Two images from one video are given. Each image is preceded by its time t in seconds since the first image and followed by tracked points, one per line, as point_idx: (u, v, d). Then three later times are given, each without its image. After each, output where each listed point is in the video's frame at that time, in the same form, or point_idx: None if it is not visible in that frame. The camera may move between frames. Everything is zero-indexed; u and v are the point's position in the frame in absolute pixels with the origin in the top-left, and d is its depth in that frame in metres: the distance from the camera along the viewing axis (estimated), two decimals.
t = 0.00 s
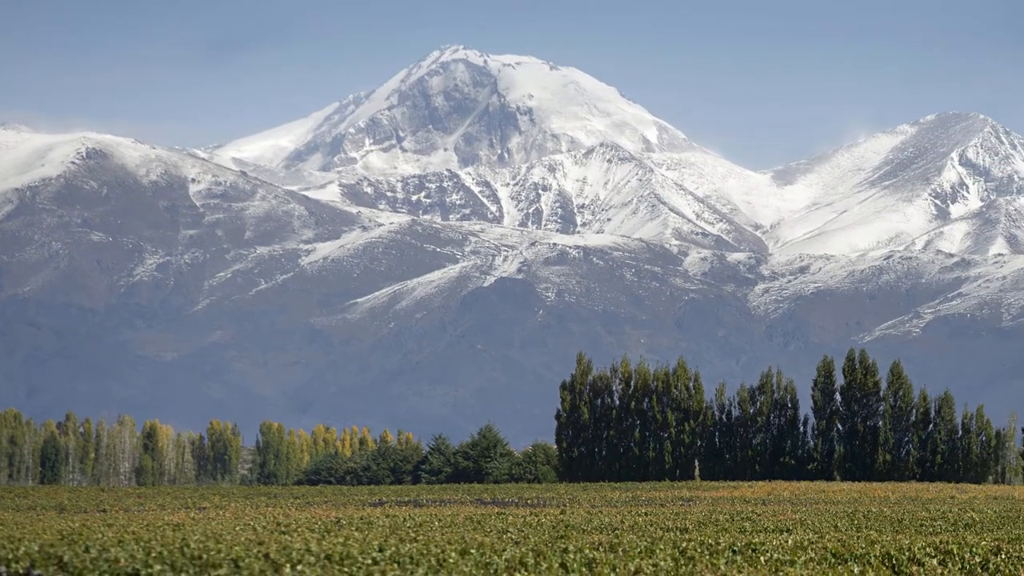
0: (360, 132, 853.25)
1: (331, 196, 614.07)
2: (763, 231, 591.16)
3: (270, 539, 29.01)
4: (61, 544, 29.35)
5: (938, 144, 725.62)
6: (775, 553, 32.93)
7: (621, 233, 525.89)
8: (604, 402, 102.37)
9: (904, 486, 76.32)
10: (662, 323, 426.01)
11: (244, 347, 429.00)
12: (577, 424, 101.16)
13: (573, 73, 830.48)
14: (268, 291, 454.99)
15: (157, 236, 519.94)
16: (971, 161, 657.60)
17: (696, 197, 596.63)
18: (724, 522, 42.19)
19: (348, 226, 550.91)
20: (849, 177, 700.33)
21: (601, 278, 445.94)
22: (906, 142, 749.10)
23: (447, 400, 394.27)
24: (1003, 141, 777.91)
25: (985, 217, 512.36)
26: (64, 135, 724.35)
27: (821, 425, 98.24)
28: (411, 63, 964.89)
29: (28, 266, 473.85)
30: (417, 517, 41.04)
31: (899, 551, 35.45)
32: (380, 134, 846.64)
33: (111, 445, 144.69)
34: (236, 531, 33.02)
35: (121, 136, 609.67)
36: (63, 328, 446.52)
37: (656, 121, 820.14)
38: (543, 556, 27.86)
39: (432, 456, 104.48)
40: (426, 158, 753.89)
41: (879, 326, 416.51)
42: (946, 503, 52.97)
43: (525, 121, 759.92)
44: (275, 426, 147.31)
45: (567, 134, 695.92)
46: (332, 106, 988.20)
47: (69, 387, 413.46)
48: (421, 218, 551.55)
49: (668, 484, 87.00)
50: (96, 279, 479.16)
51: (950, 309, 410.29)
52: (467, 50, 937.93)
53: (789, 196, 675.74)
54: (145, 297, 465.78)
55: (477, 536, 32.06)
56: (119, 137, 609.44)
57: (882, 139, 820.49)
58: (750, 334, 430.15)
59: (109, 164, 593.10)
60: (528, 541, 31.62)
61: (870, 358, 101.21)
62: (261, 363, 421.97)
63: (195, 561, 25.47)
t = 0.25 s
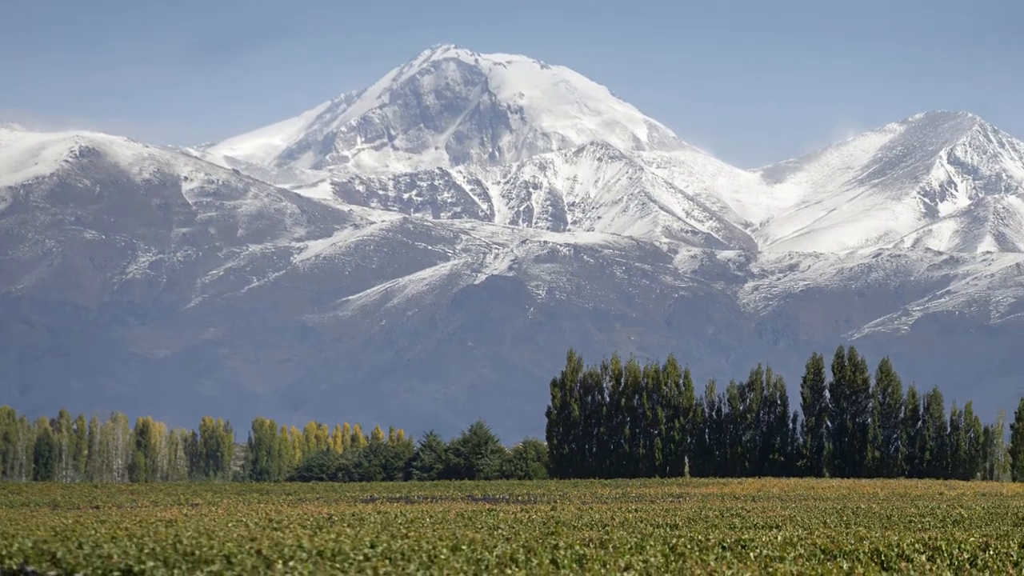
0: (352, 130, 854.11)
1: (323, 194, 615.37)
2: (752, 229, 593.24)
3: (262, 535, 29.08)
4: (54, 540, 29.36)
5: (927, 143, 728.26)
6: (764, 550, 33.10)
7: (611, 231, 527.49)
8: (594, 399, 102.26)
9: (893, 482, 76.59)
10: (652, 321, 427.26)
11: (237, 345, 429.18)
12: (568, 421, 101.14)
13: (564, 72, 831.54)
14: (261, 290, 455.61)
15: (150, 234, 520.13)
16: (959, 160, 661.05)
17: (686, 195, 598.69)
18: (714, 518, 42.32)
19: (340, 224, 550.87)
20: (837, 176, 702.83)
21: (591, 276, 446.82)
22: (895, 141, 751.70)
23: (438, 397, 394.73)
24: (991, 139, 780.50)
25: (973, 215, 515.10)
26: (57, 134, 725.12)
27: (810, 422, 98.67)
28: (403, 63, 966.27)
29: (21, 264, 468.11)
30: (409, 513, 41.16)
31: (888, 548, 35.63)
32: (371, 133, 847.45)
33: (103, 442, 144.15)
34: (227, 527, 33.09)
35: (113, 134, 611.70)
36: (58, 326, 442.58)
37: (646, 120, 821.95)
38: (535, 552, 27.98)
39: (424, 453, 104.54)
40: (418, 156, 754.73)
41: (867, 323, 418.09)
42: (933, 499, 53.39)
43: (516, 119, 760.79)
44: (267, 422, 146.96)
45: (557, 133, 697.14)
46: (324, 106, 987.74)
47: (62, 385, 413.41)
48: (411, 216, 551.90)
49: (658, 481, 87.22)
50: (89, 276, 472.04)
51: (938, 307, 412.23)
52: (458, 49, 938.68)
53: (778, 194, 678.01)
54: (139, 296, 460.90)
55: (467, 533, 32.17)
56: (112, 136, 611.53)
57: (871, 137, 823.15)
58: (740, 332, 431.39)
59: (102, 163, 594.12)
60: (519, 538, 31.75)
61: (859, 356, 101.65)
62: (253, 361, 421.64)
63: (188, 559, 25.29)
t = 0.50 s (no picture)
0: (343, 129, 853.22)
1: (315, 193, 615.03)
2: (742, 227, 594.48)
3: (255, 531, 29.17)
4: (47, 536, 29.33)
5: (916, 141, 730.45)
6: (752, 546, 33.34)
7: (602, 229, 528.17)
8: (584, 395, 102.33)
9: (882, 478, 76.89)
10: (642, 318, 428.12)
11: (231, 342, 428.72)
12: (558, 417, 101.27)
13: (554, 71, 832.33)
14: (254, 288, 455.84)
15: (142, 232, 519.53)
16: (948, 158, 662.94)
17: (676, 193, 599.43)
18: (703, 514, 42.54)
19: (331, 222, 550.40)
20: (826, 174, 704.85)
21: (582, 273, 447.54)
22: (883, 140, 753.87)
23: (429, 394, 394.94)
24: (979, 137, 783.33)
25: (962, 213, 516.96)
26: (49, 133, 723.82)
27: (800, 419, 98.94)
28: (393, 61, 964.90)
29: (14, 262, 467.56)
30: (400, 509, 41.22)
31: (876, 544, 35.92)
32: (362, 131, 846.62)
33: (96, 438, 143.13)
34: (219, 524, 33.07)
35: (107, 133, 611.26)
36: (50, 323, 442.38)
37: (636, 118, 822.36)
38: (524, 548, 28.12)
39: (415, 450, 104.75)
40: (409, 155, 754.23)
41: (856, 320, 419.36)
42: (922, 495, 53.68)
43: (506, 118, 761.19)
44: (259, 419, 146.99)
45: (548, 131, 697.31)
46: (315, 104, 986.50)
47: (55, 382, 412.59)
48: (403, 214, 551.70)
49: (648, 477, 87.52)
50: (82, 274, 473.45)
51: (926, 304, 413.96)
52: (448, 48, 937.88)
53: (768, 192, 678.93)
54: (131, 293, 460.79)
55: (457, 528, 32.28)
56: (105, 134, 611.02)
57: (860, 135, 825.76)
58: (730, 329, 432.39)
59: (95, 161, 593.30)
60: (509, 534, 31.94)
61: (848, 353, 102.00)
62: (245, 358, 421.38)
63: (180, 554, 25.38)
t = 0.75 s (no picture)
0: (334, 127, 852.93)
1: (306, 191, 615.23)
2: (731, 225, 595.89)
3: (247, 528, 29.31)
4: (38, 533, 29.44)
5: (904, 139, 733.25)
6: (743, 542, 33.56)
7: (592, 227, 529.14)
8: (575, 393, 102.64)
9: (869, 476, 77.29)
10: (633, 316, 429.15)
11: (224, 340, 428.73)
12: (549, 414, 101.65)
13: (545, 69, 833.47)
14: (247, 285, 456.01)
15: (136, 230, 519.36)
16: (936, 156, 665.29)
17: (667, 192, 600.59)
18: (694, 511, 42.78)
19: (323, 220, 550.24)
20: (815, 172, 707.15)
21: (572, 271, 448.01)
22: (872, 139, 756.92)
23: (420, 391, 395.41)
24: (967, 136, 787.09)
25: (950, 211, 519.11)
26: (42, 132, 723.15)
27: (789, 416, 99.28)
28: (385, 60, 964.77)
29: (7, 260, 467.47)
30: (392, 506, 41.40)
31: (863, 540, 36.19)
32: (354, 130, 846.48)
33: (89, 436, 142.59)
34: (212, 520, 33.27)
35: (100, 131, 610.87)
36: (43, 321, 442.30)
37: (626, 116, 823.06)
38: (516, 544, 28.31)
39: (406, 446, 105.01)
40: (400, 153, 754.30)
41: (845, 318, 420.93)
42: (910, 491, 54.00)
43: (497, 116, 761.73)
44: (251, 416, 147.16)
45: (539, 130, 697.85)
46: (307, 102, 986.13)
47: (48, 379, 412.37)
48: (394, 213, 552.03)
49: (639, 474, 87.89)
50: (75, 271, 474.71)
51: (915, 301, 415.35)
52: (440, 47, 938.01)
53: (758, 189, 680.56)
54: (124, 291, 460.76)
55: (448, 525, 32.45)
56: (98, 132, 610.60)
57: (849, 134, 829.26)
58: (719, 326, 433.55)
59: (88, 159, 592.97)
60: (500, 530, 32.10)
61: (838, 350, 102.40)
62: (237, 355, 421.15)
63: (173, 550, 25.53)
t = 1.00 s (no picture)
0: (326, 125, 852.18)
1: (298, 189, 614.89)
2: (721, 223, 597.22)
3: (240, 523, 29.38)
4: (32, 529, 29.53)
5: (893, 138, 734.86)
6: (731, 539, 33.78)
7: (583, 225, 529.93)
8: (565, 390, 103.33)
9: (858, 473, 77.69)
10: (623, 313, 430.00)
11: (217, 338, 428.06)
12: (539, 411, 102.18)
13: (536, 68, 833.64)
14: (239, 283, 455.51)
15: (128, 228, 518.89)
16: (924, 155, 667.65)
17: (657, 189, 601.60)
18: (683, 507, 42.95)
19: (315, 218, 549.69)
20: (805, 170, 708.45)
21: (562, 268, 448.39)
22: (861, 138, 758.38)
23: (412, 388, 395.58)
24: (956, 134, 788.64)
25: (938, 208, 521.18)
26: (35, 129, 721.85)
27: (778, 412, 99.75)
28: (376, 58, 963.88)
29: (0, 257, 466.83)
30: (384, 503, 41.48)
31: (853, 537, 36.38)
32: (345, 128, 845.81)
33: (82, 433, 142.09)
34: (204, 515, 33.39)
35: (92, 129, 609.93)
36: (37, 318, 441.84)
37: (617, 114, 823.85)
38: (506, 541, 28.44)
39: (398, 443, 105.08)
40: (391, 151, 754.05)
41: (834, 315, 422.31)
42: (898, 488, 54.29)
43: (488, 115, 761.88)
44: (243, 413, 147.12)
45: (529, 128, 698.64)
46: (299, 101, 985.01)
47: (41, 376, 411.74)
48: (385, 210, 552.23)
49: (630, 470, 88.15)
50: (68, 269, 474.16)
51: (903, 299, 416.36)
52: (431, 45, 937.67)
53: (747, 187, 681.94)
54: (117, 288, 460.38)
55: (439, 522, 32.64)
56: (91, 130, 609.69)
57: (838, 132, 830.99)
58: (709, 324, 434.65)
59: (81, 157, 591.98)
60: (491, 526, 32.31)
61: (827, 348, 102.86)
62: (229, 352, 420.78)
63: (167, 546, 25.62)
